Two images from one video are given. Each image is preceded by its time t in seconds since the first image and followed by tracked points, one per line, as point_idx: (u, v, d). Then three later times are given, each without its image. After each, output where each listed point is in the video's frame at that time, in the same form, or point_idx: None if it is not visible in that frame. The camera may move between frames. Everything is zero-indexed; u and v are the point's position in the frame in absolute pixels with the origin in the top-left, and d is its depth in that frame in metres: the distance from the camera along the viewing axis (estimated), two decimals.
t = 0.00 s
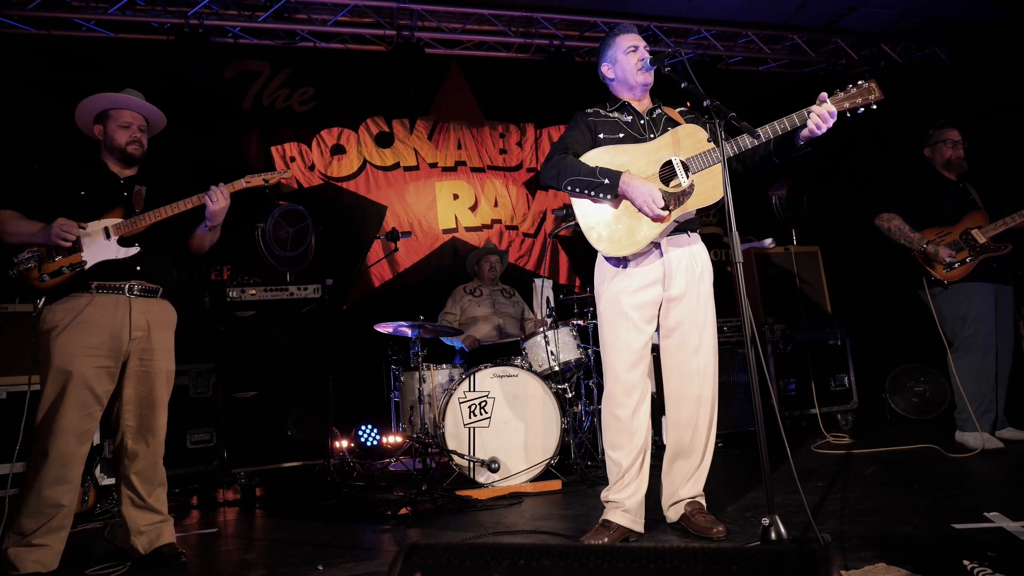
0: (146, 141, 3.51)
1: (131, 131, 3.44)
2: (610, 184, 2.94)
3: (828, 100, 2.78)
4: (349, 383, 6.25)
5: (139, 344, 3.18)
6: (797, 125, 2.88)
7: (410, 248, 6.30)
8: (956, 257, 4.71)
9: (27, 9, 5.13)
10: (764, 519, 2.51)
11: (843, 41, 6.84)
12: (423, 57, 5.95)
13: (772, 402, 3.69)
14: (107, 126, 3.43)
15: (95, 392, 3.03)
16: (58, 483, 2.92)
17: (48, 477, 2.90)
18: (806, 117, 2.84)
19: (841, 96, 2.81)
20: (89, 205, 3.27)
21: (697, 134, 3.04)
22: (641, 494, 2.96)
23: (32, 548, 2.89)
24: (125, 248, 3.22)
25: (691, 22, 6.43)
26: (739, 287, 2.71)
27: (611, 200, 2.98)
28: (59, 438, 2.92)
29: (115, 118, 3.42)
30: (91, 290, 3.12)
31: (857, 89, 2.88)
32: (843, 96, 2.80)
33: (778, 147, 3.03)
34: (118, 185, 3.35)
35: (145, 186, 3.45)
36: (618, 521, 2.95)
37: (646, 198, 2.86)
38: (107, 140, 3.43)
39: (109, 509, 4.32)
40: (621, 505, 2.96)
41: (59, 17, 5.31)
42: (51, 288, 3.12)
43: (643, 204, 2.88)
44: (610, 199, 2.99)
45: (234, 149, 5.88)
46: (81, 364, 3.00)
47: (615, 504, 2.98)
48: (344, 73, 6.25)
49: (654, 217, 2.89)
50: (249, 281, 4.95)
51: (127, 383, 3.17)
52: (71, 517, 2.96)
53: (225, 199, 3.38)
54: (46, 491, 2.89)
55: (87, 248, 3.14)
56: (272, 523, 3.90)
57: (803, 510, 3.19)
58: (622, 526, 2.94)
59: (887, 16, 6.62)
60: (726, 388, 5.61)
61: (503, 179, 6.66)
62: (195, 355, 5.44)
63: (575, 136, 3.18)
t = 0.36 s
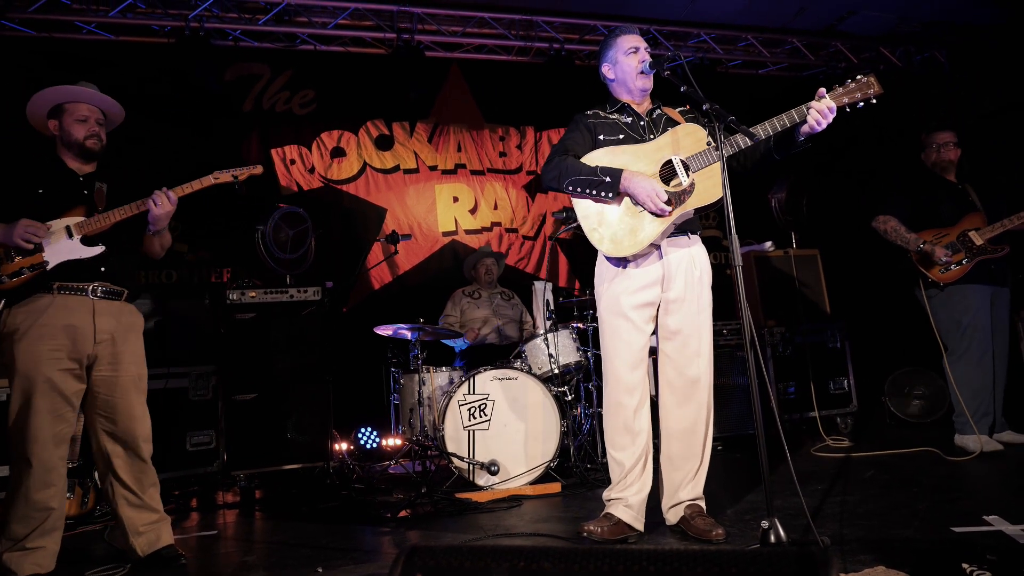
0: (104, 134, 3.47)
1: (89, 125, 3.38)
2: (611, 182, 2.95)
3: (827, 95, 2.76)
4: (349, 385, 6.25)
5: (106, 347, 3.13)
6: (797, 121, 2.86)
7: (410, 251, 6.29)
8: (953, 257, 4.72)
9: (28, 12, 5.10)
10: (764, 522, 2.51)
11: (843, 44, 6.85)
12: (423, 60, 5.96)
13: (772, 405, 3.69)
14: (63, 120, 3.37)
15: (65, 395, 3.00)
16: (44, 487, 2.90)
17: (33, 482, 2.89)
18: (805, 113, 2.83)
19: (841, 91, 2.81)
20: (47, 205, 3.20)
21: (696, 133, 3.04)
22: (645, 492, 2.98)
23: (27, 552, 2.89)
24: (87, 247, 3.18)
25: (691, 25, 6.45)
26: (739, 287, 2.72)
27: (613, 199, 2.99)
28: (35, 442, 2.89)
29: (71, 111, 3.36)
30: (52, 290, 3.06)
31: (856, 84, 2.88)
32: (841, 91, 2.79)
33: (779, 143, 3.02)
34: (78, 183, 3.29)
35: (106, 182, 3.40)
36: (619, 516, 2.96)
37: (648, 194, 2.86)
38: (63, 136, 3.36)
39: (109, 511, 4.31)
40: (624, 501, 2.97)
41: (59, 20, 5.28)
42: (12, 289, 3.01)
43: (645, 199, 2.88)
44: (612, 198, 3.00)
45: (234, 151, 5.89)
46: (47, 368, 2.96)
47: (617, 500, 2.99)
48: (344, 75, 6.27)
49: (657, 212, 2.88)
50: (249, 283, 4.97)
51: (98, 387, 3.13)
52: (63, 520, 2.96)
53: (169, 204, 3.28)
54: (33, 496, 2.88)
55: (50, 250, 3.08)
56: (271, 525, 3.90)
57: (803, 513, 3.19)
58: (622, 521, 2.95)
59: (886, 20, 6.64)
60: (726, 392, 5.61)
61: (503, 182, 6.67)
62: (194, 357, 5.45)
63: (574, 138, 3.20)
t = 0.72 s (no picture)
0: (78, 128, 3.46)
1: (65, 119, 3.39)
2: (617, 178, 2.94)
3: (835, 91, 2.79)
4: (350, 385, 6.25)
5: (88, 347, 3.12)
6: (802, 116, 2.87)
7: (411, 250, 6.31)
8: (956, 253, 4.73)
9: (30, 12, 5.13)
10: (766, 521, 2.51)
11: (845, 43, 6.83)
12: (424, 59, 5.95)
13: (774, 404, 3.69)
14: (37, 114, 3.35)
15: (49, 395, 3.01)
16: (42, 486, 2.92)
17: (31, 481, 2.91)
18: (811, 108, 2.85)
19: (849, 85, 2.80)
20: (20, 203, 3.16)
21: (700, 129, 3.06)
22: (647, 493, 2.97)
23: (28, 551, 2.89)
24: (65, 249, 3.15)
25: (692, 24, 6.44)
26: (741, 286, 2.71)
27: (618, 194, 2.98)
28: (26, 443, 2.91)
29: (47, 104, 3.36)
30: (30, 292, 3.05)
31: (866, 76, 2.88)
32: (851, 85, 2.81)
33: (779, 143, 3.01)
34: (51, 180, 3.26)
35: (80, 178, 3.37)
36: (621, 517, 2.96)
37: (656, 186, 2.86)
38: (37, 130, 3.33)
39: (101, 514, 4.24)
40: (626, 502, 2.97)
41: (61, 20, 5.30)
42: None
43: (654, 193, 2.87)
44: (618, 194, 2.98)
45: (235, 151, 5.89)
46: (29, 370, 2.96)
47: (619, 500, 2.99)
48: (346, 75, 6.27)
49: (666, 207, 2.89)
50: (251, 283, 4.98)
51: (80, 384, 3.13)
52: (63, 517, 2.97)
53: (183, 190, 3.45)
54: (32, 495, 2.90)
55: (26, 253, 3.05)
56: (273, 524, 3.91)
57: (804, 513, 3.19)
58: (624, 522, 2.95)
59: (888, 18, 6.62)
60: (728, 391, 5.61)
61: (504, 181, 6.67)
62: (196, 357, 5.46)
63: (579, 138, 3.19)
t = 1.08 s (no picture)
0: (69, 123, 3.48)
1: (56, 112, 3.43)
2: (614, 178, 2.96)
3: (834, 94, 2.77)
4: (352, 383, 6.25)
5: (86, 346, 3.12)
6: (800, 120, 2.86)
7: (411, 248, 6.30)
8: (953, 248, 4.69)
9: (29, 11, 5.12)
10: (767, 518, 2.51)
11: (847, 39, 6.81)
12: (425, 57, 5.93)
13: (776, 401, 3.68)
14: (25, 107, 3.36)
15: (47, 395, 3.01)
16: (42, 486, 2.93)
17: (32, 480, 2.92)
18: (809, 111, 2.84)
19: (850, 87, 2.77)
20: (13, 203, 3.14)
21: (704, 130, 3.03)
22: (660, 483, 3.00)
23: (29, 549, 2.89)
24: (63, 252, 3.17)
25: (694, 20, 6.42)
26: (742, 283, 2.70)
27: (618, 193, 2.99)
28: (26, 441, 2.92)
29: (34, 97, 3.37)
30: (26, 294, 3.05)
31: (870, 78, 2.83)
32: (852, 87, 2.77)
33: (781, 143, 3.01)
34: (42, 178, 3.24)
35: (71, 177, 3.41)
36: (636, 506, 2.97)
37: (654, 182, 2.87)
38: (25, 125, 3.34)
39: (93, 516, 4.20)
40: (641, 492, 2.98)
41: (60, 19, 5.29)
42: None
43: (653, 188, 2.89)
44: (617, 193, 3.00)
45: (236, 149, 5.89)
46: (27, 369, 2.96)
47: (633, 491, 3.00)
48: (346, 73, 6.25)
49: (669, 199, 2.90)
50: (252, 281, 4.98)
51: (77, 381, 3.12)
52: (63, 516, 2.97)
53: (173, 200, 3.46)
54: (33, 494, 2.90)
55: (24, 255, 3.05)
56: (275, 522, 3.92)
57: (807, 509, 3.18)
58: (639, 511, 2.96)
59: (890, 14, 6.61)
60: (730, 388, 5.60)
61: (506, 178, 6.66)
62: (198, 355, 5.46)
63: (581, 139, 3.21)
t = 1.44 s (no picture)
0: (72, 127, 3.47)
1: (61, 117, 3.43)
2: (601, 182, 2.96)
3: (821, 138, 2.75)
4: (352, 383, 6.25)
5: (88, 346, 3.15)
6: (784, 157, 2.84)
7: (411, 248, 6.30)
8: (948, 247, 4.70)
9: (29, 12, 5.12)
10: (767, 518, 2.51)
11: (846, 38, 6.81)
12: (424, 57, 5.93)
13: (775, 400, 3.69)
14: (30, 111, 3.36)
15: (48, 394, 3.01)
16: (42, 486, 2.93)
17: (32, 481, 2.91)
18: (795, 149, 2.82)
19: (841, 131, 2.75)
20: (15, 202, 3.15)
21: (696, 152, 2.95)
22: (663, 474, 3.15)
23: (30, 551, 2.88)
24: (63, 249, 3.16)
25: (693, 20, 6.42)
26: (741, 283, 2.70)
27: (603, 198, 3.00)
28: (27, 442, 2.92)
29: (40, 102, 3.37)
30: (27, 293, 3.03)
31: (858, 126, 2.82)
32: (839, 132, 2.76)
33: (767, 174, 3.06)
34: (44, 179, 3.26)
35: (72, 178, 3.41)
36: (639, 495, 3.14)
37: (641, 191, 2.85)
38: (29, 128, 3.34)
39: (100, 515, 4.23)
40: (644, 484, 3.14)
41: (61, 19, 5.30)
42: None
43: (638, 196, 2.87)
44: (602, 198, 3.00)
45: (235, 149, 5.89)
46: (29, 369, 2.96)
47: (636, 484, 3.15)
48: (346, 73, 6.25)
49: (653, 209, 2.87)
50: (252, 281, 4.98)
51: (77, 381, 3.15)
52: (62, 517, 2.98)
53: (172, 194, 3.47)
54: (33, 494, 2.90)
55: (25, 253, 3.05)
56: (275, 522, 3.92)
57: (806, 509, 3.18)
58: (642, 499, 3.14)
59: (889, 14, 6.63)
60: (729, 388, 5.60)
61: (506, 178, 6.66)
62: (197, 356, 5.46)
63: (574, 140, 3.21)
